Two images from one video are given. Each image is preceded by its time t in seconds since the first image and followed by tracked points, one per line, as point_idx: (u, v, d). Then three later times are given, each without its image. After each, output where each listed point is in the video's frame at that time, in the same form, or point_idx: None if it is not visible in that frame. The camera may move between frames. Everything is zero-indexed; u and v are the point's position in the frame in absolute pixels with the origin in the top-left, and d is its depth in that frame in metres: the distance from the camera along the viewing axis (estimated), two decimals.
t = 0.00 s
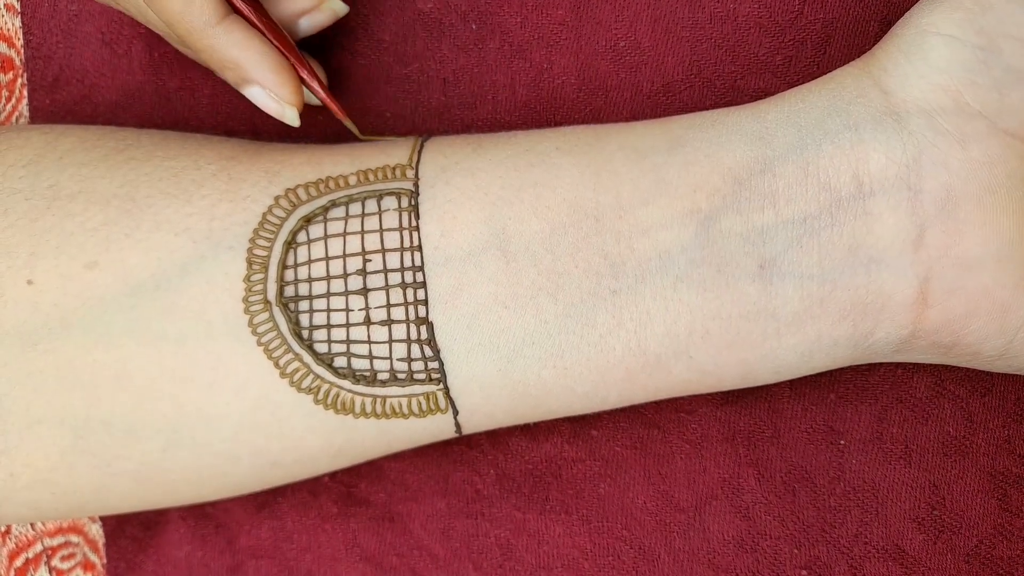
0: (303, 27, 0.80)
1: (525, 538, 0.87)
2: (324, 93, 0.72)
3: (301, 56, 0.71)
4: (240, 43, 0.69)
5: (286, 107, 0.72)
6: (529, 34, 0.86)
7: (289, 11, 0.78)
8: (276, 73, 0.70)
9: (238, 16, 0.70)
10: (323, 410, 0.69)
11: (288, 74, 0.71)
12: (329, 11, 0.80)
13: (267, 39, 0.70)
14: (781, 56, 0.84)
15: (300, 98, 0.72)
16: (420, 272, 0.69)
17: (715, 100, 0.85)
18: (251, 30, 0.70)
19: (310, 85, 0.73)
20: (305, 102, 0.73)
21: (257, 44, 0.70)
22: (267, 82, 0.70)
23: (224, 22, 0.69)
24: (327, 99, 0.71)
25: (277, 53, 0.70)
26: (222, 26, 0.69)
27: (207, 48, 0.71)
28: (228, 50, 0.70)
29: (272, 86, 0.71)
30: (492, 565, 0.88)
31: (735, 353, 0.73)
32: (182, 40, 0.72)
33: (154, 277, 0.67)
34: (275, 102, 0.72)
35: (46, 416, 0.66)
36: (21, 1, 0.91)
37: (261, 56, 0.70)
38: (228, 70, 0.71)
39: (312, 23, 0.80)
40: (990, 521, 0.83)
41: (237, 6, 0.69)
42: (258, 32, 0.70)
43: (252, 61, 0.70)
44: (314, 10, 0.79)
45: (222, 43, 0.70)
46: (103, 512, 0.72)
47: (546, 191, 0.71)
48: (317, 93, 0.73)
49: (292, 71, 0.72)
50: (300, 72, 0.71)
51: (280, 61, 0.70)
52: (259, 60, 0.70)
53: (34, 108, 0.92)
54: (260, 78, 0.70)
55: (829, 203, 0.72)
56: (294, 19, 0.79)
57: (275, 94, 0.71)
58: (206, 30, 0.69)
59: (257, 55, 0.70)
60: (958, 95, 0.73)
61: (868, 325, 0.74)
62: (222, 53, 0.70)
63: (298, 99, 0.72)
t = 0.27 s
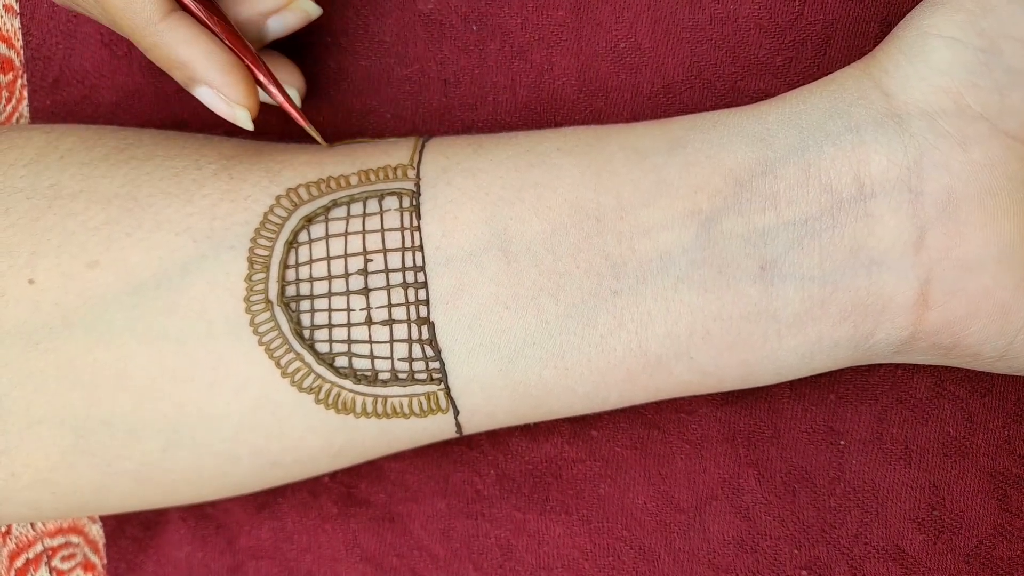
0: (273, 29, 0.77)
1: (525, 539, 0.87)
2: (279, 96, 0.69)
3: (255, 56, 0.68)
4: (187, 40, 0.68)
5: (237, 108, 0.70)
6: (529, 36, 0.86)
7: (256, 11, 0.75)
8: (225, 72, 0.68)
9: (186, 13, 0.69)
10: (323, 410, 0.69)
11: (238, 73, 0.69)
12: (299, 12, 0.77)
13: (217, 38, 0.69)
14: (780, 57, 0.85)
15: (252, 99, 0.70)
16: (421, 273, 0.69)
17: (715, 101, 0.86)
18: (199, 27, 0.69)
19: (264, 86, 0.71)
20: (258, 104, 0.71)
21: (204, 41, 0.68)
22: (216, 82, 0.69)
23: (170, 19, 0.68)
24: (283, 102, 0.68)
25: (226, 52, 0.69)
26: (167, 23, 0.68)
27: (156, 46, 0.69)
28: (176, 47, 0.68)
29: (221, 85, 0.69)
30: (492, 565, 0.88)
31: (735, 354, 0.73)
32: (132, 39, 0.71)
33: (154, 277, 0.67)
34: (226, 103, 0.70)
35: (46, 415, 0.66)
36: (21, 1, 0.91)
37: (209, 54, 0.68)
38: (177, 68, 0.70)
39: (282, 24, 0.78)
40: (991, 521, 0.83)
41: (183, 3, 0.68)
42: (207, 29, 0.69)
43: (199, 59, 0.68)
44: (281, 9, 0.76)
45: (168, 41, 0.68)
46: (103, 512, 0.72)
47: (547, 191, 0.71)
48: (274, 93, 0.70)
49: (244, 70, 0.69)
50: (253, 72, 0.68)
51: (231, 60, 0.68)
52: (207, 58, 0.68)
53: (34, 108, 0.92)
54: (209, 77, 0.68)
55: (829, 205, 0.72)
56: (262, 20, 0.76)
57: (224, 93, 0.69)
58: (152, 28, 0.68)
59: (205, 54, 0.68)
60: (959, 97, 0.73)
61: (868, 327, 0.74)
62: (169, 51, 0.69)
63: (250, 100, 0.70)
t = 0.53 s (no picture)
0: (252, 51, 0.76)
1: (525, 539, 0.88)
2: (244, 128, 0.67)
3: (221, 88, 0.67)
4: (147, 68, 0.65)
5: (196, 141, 0.66)
6: (529, 38, 0.86)
7: (233, 31, 0.74)
8: (184, 102, 0.65)
9: (149, 40, 0.66)
10: (324, 411, 0.69)
11: (199, 105, 0.66)
12: (281, 34, 0.75)
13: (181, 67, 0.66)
14: (779, 59, 0.85)
15: (212, 133, 0.67)
16: (421, 274, 0.69)
17: (714, 103, 0.86)
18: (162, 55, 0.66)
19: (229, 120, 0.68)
20: (220, 138, 0.68)
21: (166, 70, 0.65)
22: (176, 113, 0.65)
23: (131, 45, 0.65)
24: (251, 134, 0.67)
25: (190, 82, 0.66)
26: (127, 49, 0.65)
27: (112, 74, 0.66)
28: (135, 75, 0.65)
29: (179, 116, 0.65)
30: (492, 565, 0.88)
31: (735, 355, 0.73)
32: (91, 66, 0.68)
33: (155, 278, 0.67)
34: (184, 136, 0.66)
35: (47, 415, 0.66)
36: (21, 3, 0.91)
37: (169, 83, 0.65)
38: (133, 98, 0.66)
39: (263, 46, 0.76)
40: (990, 522, 0.83)
41: (149, 30, 0.66)
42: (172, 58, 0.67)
43: (159, 88, 0.65)
44: (260, 32, 0.74)
45: (126, 68, 0.65)
46: (103, 512, 0.72)
47: (547, 193, 0.71)
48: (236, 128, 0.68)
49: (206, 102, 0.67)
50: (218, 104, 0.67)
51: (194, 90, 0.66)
52: (166, 87, 0.65)
53: (34, 110, 0.92)
54: (168, 108, 0.65)
55: (829, 206, 0.73)
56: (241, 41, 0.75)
57: (183, 125, 0.66)
58: (111, 53, 0.65)
59: (166, 82, 0.65)
60: (959, 98, 0.73)
61: (868, 327, 0.74)
62: (127, 79, 0.66)
63: (211, 134, 0.67)
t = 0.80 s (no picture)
0: (216, 22, 0.77)
1: (525, 539, 0.87)
2: (193, 100, 0.69)
3: (177, 59, 0.68)
4: (99, 33, 0.68)
5: (143, 108, 0.69)
6: (529, 36, 0.86)
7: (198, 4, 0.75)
8: (135, 71, 0.68)
9: (109, 9, 0.69)
10: (323, 411, 0.69)
11: (150, 75, 0.69)
12: (245, 6, 0.77)
13: (136, 37, 0.69)
14: (780, 57, 0.85)
15: (160, 102, 0.69)
16: (421, 274, 0.69)
17: (715, 101, 0.86)
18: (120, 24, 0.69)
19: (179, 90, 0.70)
20: (168, 107, 0.70)
21: (121, 37, 0.68)
22: (124, 78, 0.68)
23: (89, 12, 0.68)
24: (201, 107, 0.68)
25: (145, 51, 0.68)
26: (83, 14, 0.68)
27: (68, 36, 0.69)
28: (87, 39, 0.68)
29: (128, 84, 0.68)
30: (492, 565, 0.88)
31: (736, 354, 0.73)
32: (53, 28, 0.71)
33: (155, 278, 0.67)
34: (132, 102, 0.69)
35: (47, 416, 0.66)
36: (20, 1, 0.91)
37: (121, 53, 0.68)
38: (86, 60, 0.69)
39: (227, 17, 0.77)
40: (991, 521, 0.83)
41: None
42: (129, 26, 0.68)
43: (109, 54, 0.68)
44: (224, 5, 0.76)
45: (82, 33, 0.68)
46: (103, 513, 0.72)
47: (548, 192, 0.71)
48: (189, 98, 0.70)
49: (159, 70, 0.69)
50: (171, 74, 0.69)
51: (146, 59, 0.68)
52: (119, 56, 0.68)
53: (33, 109, 0.92)
54: (115, 72, 0.68)
55: (830, 205, 0.72)
56: (203, 12, 0.76)
57: (131, 92, 0.68)
58: (69, 16, 0.68)
59: (117, 48, 0.68)
60: (961, 96, 0.73)
61: (869, 326, 0.74)
62: (82, 43, 0.69)
63: (158, 103, 0.69)
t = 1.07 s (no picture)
0: (264, 14, 0.79)
1: (525, 539, 0.87)
2: (255, 95, 0.68)
3: (237, 57, 0.69)
4: (167, 37, 0.68)
5: (215, 105, 0.70)
6: (529, 35, 0.86)
7: None
8: (204, 70, 0.69)
9: (171, 11, 0.70)
10: (324, 412, 0.69)
11: (218, 73, 0.69)
12: None
13: (199, 37, 0.69)
14: (781, 57, 0.84)
15: (229, 99, 0.70)
16: (421, 274, 0.69)
17: (715, 101, 0.85)
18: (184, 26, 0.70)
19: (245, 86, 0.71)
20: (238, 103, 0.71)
21: (188, 38, 0.69)
22: (197, 79, 0.69)
23: (154, 16, 0.68)
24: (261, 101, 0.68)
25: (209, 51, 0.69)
26: (150, 19, 0.68)
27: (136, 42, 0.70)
28: (157, 43, 0.69)
29: (200, 82, 0.69)
30: (492, 565, 0.88)
31: (737, 354, 0.73)
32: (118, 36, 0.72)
33: (155, 278, 0.67)
34: (204, 99, 0.70)
35: (48, 416, 0.65)
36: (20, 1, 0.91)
37: (189, 53, 0.69)
38: (158, 64, 0.70)
39: (273, 9, 0.80)
40: (990, 521, 0.83)
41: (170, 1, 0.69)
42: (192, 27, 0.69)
43: (182, 57, 0.69)
44: None
45: (150, 37, 0.69)
46: (103, 513, 0.72)
47: (548, 192, 0.71)
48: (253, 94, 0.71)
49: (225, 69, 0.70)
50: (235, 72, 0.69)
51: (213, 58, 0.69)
52: (190, 57, 0.69)
53: (34, 108, 0.92)
54: (189, 73, 0.69)
55: (831, 205, 0.72)
56: (253, 5, 0.78)
57: (203, 90, 0.69)
58: (135, 23, 0.69)
59: (186, 50, 0.69)
60: (962, 96, 0.73)
61: (870, 326, 0.74)
62: (150, 47, 0.69)
63: (228, 99, 0.70)
